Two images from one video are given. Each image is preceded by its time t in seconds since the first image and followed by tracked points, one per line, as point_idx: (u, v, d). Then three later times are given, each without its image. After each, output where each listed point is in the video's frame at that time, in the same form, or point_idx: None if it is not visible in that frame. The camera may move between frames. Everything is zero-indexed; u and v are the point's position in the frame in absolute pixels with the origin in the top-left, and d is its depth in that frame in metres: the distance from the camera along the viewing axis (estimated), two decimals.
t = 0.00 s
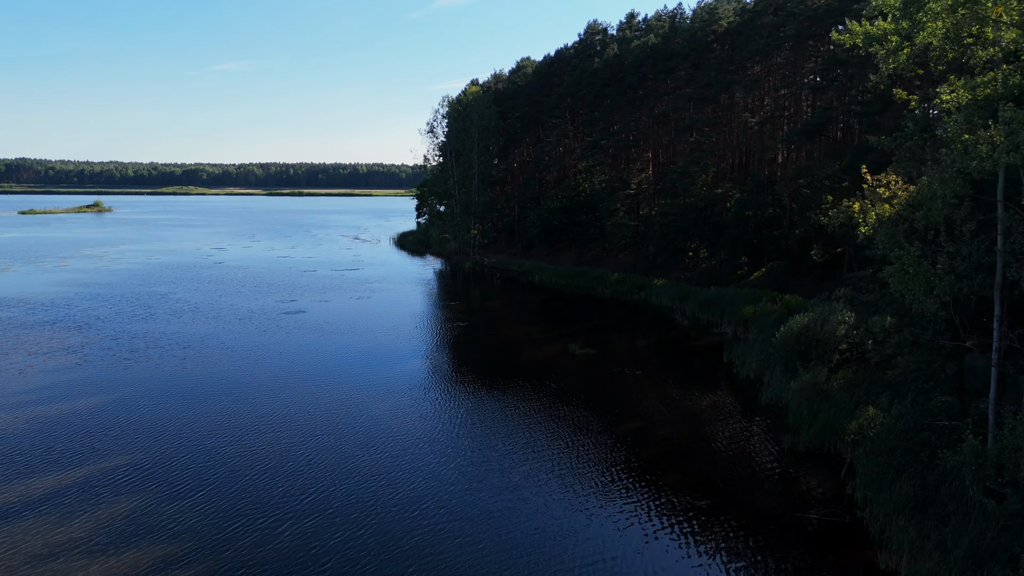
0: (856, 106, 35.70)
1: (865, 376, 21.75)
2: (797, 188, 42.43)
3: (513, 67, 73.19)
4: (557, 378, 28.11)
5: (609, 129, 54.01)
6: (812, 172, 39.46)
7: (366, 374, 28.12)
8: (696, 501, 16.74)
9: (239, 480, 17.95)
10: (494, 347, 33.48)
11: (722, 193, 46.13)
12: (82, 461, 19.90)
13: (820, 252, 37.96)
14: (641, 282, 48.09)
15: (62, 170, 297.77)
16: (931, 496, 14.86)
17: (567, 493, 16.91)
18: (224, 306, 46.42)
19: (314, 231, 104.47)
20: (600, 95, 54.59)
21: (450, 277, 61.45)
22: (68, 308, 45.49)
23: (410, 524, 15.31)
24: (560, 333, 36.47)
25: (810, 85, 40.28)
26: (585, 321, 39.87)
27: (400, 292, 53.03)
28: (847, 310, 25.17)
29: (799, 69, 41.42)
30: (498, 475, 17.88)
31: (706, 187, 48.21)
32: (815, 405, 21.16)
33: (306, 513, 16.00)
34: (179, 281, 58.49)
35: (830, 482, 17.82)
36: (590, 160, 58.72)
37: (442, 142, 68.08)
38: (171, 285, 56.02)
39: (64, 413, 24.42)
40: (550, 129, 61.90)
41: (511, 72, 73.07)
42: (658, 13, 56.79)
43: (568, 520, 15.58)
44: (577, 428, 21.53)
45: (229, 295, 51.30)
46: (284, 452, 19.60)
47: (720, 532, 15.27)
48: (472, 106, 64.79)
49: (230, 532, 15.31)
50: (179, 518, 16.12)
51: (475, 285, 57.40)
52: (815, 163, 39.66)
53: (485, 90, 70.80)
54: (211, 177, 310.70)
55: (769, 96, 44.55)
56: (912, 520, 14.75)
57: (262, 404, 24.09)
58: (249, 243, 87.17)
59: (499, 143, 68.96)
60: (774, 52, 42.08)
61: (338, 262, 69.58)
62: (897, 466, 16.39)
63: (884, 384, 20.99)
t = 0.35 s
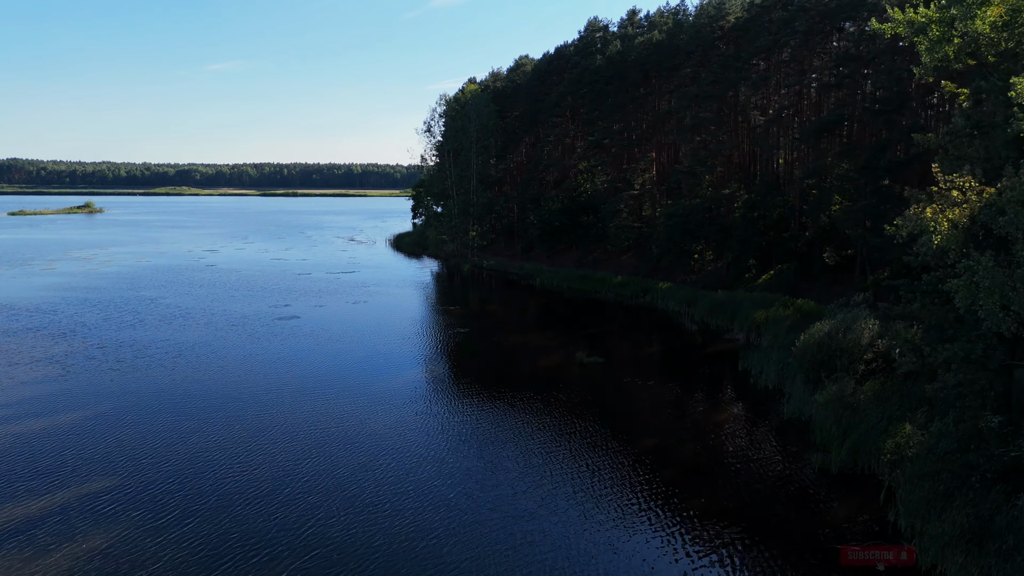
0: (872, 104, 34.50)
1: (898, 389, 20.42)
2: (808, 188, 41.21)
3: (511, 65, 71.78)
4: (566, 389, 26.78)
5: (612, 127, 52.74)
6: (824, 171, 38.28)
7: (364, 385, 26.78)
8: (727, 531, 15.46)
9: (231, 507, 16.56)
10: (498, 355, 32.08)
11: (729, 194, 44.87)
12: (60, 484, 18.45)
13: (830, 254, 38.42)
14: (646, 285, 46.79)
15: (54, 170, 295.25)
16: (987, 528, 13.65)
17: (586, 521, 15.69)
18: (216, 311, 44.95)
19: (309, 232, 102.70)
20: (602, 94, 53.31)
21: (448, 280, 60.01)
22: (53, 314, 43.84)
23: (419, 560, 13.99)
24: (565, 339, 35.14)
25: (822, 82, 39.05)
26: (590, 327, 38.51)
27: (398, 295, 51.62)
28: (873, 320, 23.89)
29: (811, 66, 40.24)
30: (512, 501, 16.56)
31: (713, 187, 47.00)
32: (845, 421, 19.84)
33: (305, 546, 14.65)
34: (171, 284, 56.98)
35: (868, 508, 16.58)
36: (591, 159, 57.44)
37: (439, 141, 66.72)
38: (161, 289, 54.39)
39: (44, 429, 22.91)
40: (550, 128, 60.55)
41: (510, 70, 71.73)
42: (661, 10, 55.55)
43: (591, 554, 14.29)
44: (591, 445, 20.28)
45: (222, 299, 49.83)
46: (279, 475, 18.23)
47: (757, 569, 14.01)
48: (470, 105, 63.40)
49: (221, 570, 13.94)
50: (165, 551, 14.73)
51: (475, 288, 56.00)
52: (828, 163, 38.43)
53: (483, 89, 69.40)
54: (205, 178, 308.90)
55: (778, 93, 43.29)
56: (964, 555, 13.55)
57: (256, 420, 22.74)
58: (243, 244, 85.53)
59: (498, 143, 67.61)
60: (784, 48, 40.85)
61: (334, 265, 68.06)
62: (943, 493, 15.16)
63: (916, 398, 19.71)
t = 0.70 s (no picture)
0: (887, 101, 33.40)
1: (930, 404, 19.19)
2: (817, 189, 40.08)
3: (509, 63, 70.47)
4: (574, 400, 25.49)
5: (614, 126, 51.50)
6: (835, 172, 37.20)
7: (360, 397, 25.39)
8: (760, 565, 14.18)
9: (217, 540, 15.14)
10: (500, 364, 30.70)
11: (736, 195, 43.69)
12: (30, 512, 16.94)
13: (840, 256, 37.52)
14: (649, 289, 45.53)
15: (44, 170, 291.59)
16: None
17: (607, 554, 14.41)
18: (206, 316, 43.39)
19: (301, 234, 100.90)
20: (604, 92, 52.05)
21: (445, 283, 58.57)
22: (34, 320, 42.08)
23: None
24: (569, 346, 33.81)
25: (833, 79, 37.94)
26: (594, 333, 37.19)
27: (394, 299, 50.20)
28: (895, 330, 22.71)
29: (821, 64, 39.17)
30: (524, 531, 15.23)
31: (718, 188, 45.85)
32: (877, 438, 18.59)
33: None
34: (159, 288, 55.28)
35: (908, 537, 15.32)
36: (592, 160, 56.22)
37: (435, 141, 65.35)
38: (149, 294, 52.68)
39: (17, 448, 21.35)
40: (549, 128, 59.24)
41: (507, 69, 70.43)
42: (663, 7, 54.41)
43: None
44: (606, 464, 19.01)
45: (211, 304, 48.22)
46: (271, 501, 16.84)
47: None
48: (467, 103, 62.04)
49: None
50: None
51: (473, 292, 54.56)
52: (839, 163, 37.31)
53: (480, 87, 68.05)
54: (197, 178, 305.95)
55: (786, 91, 42.15)
56: None
57: (247, 437, 21.33)
58: (233, 247, 83.71)
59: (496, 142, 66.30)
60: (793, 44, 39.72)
61: (327, 267, 66.46)
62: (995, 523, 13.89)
63: (951, 415, 18.48)
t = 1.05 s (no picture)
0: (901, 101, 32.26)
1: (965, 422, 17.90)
2: (827, 191, 38.89)
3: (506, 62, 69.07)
4: (581, 414, 24.07)
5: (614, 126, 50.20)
6: (846, 173, 36.01)
7: (355, 412, 23.95)
8: None
9: None
10: (501, 374, 29.29)
11: (741, 197, 42.45)
12: None
13: (851, 261, 37.14)
14: (653, 294, 44.23)
15: (34, 172, 288.35)
16: None
17: None
18: (194, 323, 41.80)
19: (293, 236, 99.21)
20: (604, 91, 50.73)
21: (442, 288, 57.15)
22: (13, 328, 40.33)
23: None
24: (572, 355, 32.40)
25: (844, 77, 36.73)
26: (597, 340, 35.83)
27: (388, 304, 48.75)
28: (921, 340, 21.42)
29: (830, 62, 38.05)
30: (536, 570, 13.83)
31: (723, 190, 44.61)
32: (911, 459, 17.28)
33: None
34: (146, 293, 53.59)
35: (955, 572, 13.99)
36: (592, 160, 54.89)
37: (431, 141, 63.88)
38: (135, 299, 50.96)
39: None
40: (548, 128, 57.88)
41: (504, 68, 69.05)
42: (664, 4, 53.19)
43: None
44: (619, 489, 17.64)
45: (200, 310, 46.57)
46: (257, 535, 15.37)
47: None
48: (464, 103, 60.58)
49: None
50: None
51: (470, 297, 53.13)
52: (850, 164, 36.14)
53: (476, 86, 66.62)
54: (190, 180, 303.59)
55: (793, 90, 40.94)
56: None
57: (235, 459, 19.87)
58: (224, 250, 81.88)
59: (492, 143, 64.89)
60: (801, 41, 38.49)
61: (320, 271, 64.84)
62: None
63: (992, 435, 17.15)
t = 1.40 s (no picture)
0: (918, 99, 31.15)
1: (1008, 442, 16.66)
2: (837, 193, 37.74)
3: (504, 61, 67.77)
4: (589, 430, 22.65)
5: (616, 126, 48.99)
6: (858, 174, 34.90)
7: (350, 429, 22.51)
8: None
9: None
10: (503, 386, 27.83)
11: (748, 198, 41.25)
12: None
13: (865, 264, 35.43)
14: (657, 299, 42.94)
15: (25, 173, 285.49)
16: None
17: None
18: (182, 331, 40.12)
19: (286, 238, 97.47)
20: (606, 90, 49.50)
21: (438, 292, 55.71)
22: None
23: None
24: (577, 365, 31.05)
25: (856, 75, 35.62)
26: (601, 348, 34.44)
27: (383, 309, 47.28)
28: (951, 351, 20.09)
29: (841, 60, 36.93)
30: None
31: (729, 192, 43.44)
32: (953, 483, 15.98)
33: None
34: (133, 298, 51.85)
35: None
36: (592, 161, 53.65)
37: (427, 141, 62.53)
38: (122, 304, 49.39)
39: None
40: (547, 128, 56.59)
41: (501, 67, 67.74)
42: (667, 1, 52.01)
43: None
44: (636, 517, 16.31)
45: (188, 316, 45.02)
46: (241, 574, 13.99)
47: None
48: (461, 102, 59.23)
49: None
50: None
51: (468, 301, 51.69)
52: (862, 164, 35.00)
53: (474, 85, 65.27)
54: (184, 181, 301.38)
55: (802, 89, 39.82)
56: None
57: (220, 484, 18.41)
58: (215, 252, 80.25)
59: (490, 143, 63.57)
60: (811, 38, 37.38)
61: (313, 274, 63.32)
62: None
63: None
